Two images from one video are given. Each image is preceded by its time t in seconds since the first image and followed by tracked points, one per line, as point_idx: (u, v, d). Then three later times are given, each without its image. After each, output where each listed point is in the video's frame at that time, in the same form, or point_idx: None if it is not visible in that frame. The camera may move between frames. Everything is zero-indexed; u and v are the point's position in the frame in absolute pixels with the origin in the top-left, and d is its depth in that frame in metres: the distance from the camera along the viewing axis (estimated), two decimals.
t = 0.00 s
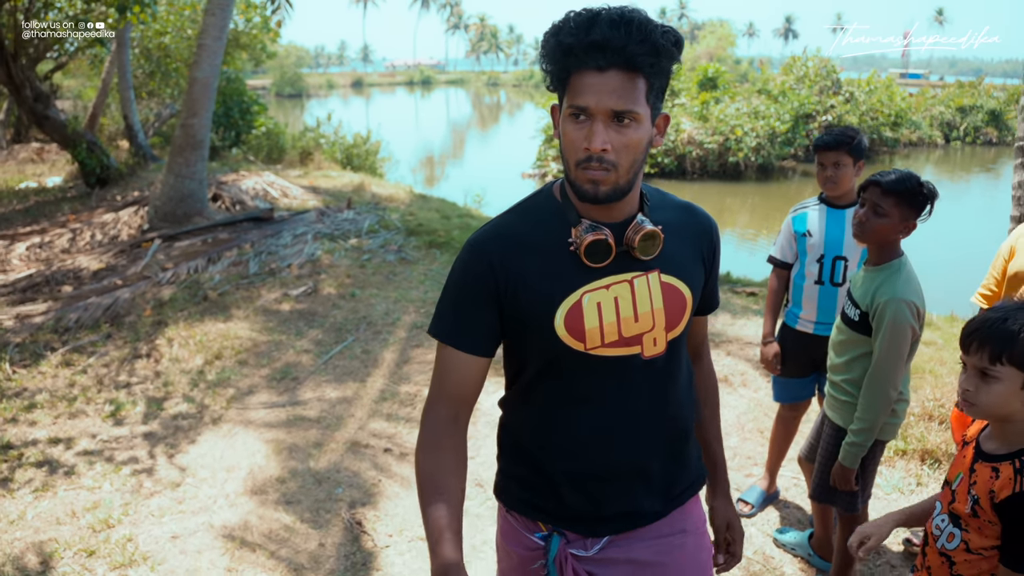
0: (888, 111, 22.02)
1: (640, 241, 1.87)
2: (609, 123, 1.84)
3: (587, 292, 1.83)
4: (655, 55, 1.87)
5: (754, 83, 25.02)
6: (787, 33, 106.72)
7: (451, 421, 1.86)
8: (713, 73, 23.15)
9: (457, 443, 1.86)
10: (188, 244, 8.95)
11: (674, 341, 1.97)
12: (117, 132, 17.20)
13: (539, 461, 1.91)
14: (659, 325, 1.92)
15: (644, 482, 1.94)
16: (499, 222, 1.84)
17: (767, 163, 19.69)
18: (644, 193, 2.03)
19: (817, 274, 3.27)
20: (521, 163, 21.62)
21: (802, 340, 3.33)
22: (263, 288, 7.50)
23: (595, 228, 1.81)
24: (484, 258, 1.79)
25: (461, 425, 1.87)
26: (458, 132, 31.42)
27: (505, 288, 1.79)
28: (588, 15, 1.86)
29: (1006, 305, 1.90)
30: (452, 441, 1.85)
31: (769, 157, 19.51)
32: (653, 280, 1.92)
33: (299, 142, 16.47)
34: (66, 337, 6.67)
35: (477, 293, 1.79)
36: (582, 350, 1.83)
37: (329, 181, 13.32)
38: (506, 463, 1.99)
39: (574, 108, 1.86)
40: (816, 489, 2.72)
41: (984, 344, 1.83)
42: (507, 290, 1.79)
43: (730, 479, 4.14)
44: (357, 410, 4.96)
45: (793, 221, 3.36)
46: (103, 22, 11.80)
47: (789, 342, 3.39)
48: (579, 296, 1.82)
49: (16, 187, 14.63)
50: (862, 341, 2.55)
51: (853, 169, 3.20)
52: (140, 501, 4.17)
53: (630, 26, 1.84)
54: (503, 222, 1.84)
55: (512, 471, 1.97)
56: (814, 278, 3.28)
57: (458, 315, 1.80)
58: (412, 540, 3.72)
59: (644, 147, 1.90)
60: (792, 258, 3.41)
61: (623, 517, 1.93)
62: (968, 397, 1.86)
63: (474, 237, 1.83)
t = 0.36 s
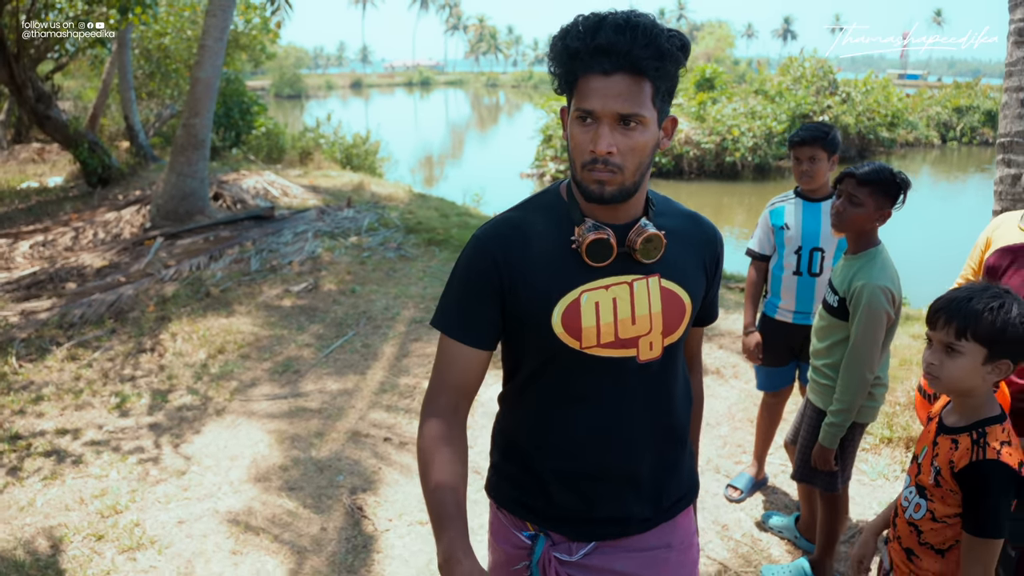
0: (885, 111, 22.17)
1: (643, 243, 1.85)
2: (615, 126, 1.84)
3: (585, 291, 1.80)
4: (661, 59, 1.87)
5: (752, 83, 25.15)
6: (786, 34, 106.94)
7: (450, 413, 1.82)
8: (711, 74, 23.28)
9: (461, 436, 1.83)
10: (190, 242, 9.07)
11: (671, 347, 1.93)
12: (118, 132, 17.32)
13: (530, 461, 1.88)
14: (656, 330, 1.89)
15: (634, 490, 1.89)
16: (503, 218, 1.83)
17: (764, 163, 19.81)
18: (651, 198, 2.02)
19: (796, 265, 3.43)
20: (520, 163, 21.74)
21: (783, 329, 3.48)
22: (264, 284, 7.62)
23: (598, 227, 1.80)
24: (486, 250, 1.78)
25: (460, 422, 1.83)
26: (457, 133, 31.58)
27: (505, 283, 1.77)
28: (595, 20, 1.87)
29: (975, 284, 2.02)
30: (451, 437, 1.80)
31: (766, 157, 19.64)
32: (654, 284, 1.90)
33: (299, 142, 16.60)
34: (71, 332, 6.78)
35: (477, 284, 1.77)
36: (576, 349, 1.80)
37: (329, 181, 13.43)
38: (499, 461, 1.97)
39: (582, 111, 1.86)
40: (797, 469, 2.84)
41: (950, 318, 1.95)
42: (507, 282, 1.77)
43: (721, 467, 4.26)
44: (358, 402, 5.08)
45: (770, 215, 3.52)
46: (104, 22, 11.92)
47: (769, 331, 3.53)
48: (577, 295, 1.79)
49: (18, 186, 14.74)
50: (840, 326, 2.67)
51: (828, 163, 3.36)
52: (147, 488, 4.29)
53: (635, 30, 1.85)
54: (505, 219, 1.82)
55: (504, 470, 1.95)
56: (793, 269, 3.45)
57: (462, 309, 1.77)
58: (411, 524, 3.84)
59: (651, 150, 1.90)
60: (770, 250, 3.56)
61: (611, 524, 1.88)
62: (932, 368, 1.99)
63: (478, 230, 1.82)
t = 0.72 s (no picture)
0: (877, 110, 22.32)
1: (643, 247, 1.89)
2: (621, 129, 1.87)
3: (583, 293, 1.85)
4: (667, 62, 1.90)
5: (745, 83, 25.30)
6: (782, 34, 107.17)
7: (456, 412, 1.92)
8: (704, 73, 23.42)
9: (467, 430, 1.93)
10: (187, 238, 9.18)
11: (667, 355, 1.96)
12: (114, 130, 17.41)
13: (524, 461, 1.94)
14: (653, 336, 1.93)
15: (621, 496, 1.93)
16: (509, 217, 1.89)
17: (757, 162, 19.94)
18: (657, 204, 2.05)
19: (770, 255, 3.58)
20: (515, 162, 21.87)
21: (759, 316, 3.63)
22: (262, 279, 7.74)
23: (601, 228, 1.84)
24: (490, 249, 1.84)
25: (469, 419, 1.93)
26: (452, 132, 31.71)
27: (505, 284, 1.84)
28: (602, 24, 1.90)
29: (930, 265, 2.16)
30: (459, 429, 1.91)
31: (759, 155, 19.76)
32: (653, 290, 1.93)
33: (295, 141, 16.71)
34: (72, 326, 6.90)
35: (480, 281, 1.84)
36: (572, 348, 1.85)
37: (325, 179, 13.54)
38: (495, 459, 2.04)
39: (589, 115, 1.89)
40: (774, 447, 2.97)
41: (911, 297, 2.08)
42: (509, 281, 1.83)
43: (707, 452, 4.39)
44: (354, 391, 5.20)
45: (743, 207, 3.67)
46: (101, 21, 12.02)
47: (746, 319, 3.67)
48: (576, 296, 1.84)
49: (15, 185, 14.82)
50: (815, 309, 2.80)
51: (796, 157, 3.52)
52: (148, 474, 4.41)
53: (641, 34, 1.87)
54: (509, 218, 1.89)
55: (500, 469, 2.01)
56: (767, 259, 3.60)
57: (464, 308, 1.84)
58: (406, 507, 3.97)
59: (657, 152, 1.93)
60: (743, 241, 3.72)
61: (597, 530, 1.93)
62: (893, 343, 2.11)
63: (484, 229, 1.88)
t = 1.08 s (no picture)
0: (862, 110, 22.55)
1: (644, 239, 1.89)
2: (624, 125, 1.89)
3: (582, 286, 1.85)
4: (670, 60, 1.92)
5: (732, 83, 25.53)
6: (771, 35, 107.54)
7: (469, 402, 2.04)
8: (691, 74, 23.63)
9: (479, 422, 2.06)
10: (180, 237, 9.32)
11: (667, 352, 1.94)
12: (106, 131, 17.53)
13: (525, 460, 1.96)
14: (651, 331, 1.91)
15: (619, 495, 1.92)
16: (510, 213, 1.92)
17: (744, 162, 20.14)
18: (658, 201, 2.04)
19: (736, 247, 3.79)
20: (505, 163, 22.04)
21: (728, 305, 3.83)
22: (254, 276, 7.89)
23: (599, 222, 1.85)
24: (490, 249, 1.88)
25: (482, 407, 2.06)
26: (442, 133, 31.90)
27: (504, 282, 1.87)
28: (605, 22, 1.92)
29: (875, 249, 2.34)
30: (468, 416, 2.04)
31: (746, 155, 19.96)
32: (652, 286, 1.92)
33: (286, 142, 16.85)
34: (67, 323, 7.02)
35: (481, 280, 1.88)
36: (569, 343, 1.85)
37: (315, 179, 13.67)
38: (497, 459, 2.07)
39: (592, 112, 1.91)
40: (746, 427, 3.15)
41: (861, 280, 2.26)
42: (507, 280, 1.87)
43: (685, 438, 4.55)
44: (345, 382, 5.36)
45: (709, 202, 3.87)
46: (93, 23, 12.16)
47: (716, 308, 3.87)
48: (573, 289, 1.85)
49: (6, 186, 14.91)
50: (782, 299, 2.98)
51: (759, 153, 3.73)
52: (146, 461, 4.55)
53: (643, 32, 1.89)
54: (509, 216, 1.92)
55: (500, 469, 2.03)
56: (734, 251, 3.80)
57: (468, 304, 1.91)
58: (395, 490, 4.12)
59: (660, 149, 1.94)
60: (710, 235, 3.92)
61: (597, 528, 1.92)
62: (844, 323, 2.28)
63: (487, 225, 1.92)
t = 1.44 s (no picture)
0: (845, 109, 22.80)
1: (638, 227, 1.87)
2: (621, 116, 1.88)
3: (572, 274, 1.86)
4: (665, 51, 1.90)
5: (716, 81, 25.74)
6: (758, 34, 108.12)
7: (463, 371, 2.13)
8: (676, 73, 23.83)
9: (472, 389, 2.16)
10: (170, 235, 9.44)
11: (659, 339, 1.92)
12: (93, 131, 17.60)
13: (519, 447, 1.95)
14: (642, 319, 1.90)
15: (611, 479, 1.91)
16: (505, 199, 1.93)
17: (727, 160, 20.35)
18: (653, 189, 2.00)
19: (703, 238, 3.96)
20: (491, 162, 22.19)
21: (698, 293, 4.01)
22: (243, 272, 8.02)
23: (593, 211, 1.85)
24: (482, 236, 1.91)
25: (473, 381, 2.15)
26: (429, 133, 32.07)
27: (495, 266, 1.90)
28: (601, 14, 1.91)
29: (823, 235, 2.52)
30: (459, 385, 2.14)
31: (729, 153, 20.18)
32: (643, 274, 1.90)
33: (273, 141, 16.96)
34: (59, 318, 7.14)
35: (475, 266, 1.93)
36: (559, 329, 1.86)
37: (302, 178, 13.79)
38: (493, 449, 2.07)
39: (589, 103, 1.90)
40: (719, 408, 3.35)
41: (814, 267, 2.44)
42: (499, 265, 1.90)
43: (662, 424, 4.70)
44: (333, 373, 5.51)
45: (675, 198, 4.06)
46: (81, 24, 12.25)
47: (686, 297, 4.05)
48: (565, 276, 1.85)
49: None
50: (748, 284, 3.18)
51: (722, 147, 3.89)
52: (140, 449, 4.69)
53: (639, 24, 1.88)
54: (501, 203, 1.93)
55: (494, 457, 2.03)
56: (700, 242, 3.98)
57: (463, 287, 1.96)
58: (382, 475, 4.27)
59: (656, 140, 1.93)
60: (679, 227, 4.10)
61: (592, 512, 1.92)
62: (798, 308, 2.46)
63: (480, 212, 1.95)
